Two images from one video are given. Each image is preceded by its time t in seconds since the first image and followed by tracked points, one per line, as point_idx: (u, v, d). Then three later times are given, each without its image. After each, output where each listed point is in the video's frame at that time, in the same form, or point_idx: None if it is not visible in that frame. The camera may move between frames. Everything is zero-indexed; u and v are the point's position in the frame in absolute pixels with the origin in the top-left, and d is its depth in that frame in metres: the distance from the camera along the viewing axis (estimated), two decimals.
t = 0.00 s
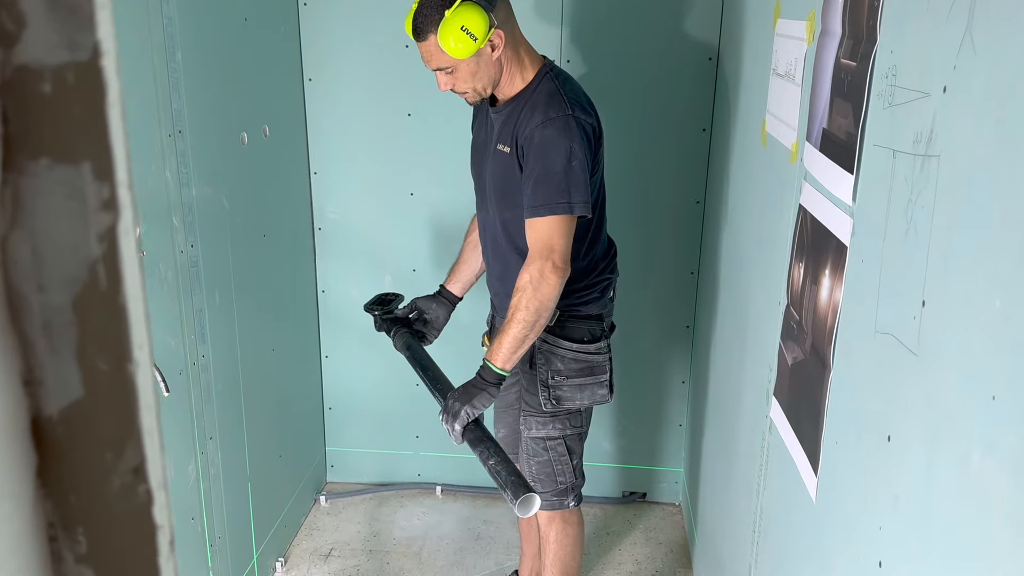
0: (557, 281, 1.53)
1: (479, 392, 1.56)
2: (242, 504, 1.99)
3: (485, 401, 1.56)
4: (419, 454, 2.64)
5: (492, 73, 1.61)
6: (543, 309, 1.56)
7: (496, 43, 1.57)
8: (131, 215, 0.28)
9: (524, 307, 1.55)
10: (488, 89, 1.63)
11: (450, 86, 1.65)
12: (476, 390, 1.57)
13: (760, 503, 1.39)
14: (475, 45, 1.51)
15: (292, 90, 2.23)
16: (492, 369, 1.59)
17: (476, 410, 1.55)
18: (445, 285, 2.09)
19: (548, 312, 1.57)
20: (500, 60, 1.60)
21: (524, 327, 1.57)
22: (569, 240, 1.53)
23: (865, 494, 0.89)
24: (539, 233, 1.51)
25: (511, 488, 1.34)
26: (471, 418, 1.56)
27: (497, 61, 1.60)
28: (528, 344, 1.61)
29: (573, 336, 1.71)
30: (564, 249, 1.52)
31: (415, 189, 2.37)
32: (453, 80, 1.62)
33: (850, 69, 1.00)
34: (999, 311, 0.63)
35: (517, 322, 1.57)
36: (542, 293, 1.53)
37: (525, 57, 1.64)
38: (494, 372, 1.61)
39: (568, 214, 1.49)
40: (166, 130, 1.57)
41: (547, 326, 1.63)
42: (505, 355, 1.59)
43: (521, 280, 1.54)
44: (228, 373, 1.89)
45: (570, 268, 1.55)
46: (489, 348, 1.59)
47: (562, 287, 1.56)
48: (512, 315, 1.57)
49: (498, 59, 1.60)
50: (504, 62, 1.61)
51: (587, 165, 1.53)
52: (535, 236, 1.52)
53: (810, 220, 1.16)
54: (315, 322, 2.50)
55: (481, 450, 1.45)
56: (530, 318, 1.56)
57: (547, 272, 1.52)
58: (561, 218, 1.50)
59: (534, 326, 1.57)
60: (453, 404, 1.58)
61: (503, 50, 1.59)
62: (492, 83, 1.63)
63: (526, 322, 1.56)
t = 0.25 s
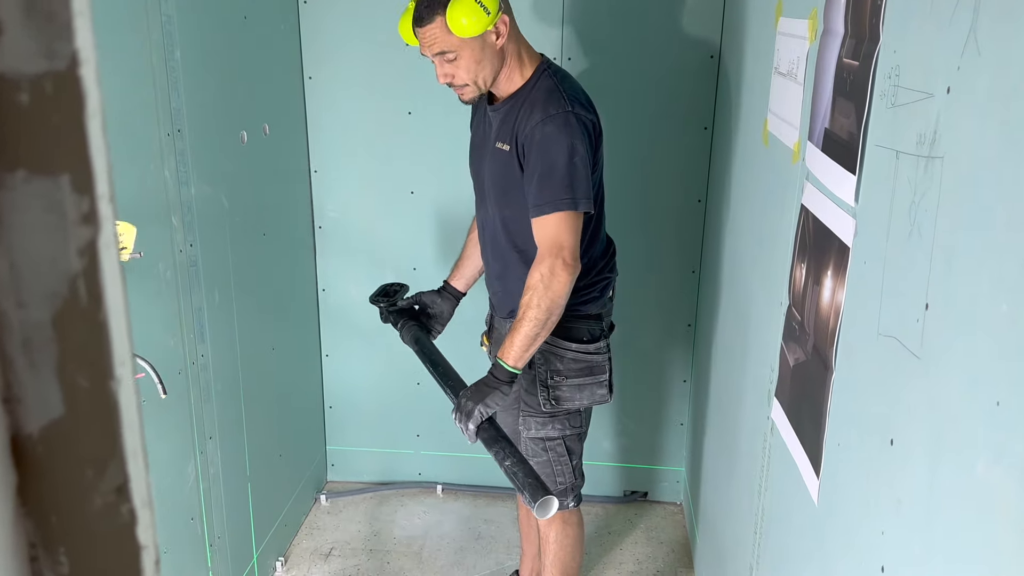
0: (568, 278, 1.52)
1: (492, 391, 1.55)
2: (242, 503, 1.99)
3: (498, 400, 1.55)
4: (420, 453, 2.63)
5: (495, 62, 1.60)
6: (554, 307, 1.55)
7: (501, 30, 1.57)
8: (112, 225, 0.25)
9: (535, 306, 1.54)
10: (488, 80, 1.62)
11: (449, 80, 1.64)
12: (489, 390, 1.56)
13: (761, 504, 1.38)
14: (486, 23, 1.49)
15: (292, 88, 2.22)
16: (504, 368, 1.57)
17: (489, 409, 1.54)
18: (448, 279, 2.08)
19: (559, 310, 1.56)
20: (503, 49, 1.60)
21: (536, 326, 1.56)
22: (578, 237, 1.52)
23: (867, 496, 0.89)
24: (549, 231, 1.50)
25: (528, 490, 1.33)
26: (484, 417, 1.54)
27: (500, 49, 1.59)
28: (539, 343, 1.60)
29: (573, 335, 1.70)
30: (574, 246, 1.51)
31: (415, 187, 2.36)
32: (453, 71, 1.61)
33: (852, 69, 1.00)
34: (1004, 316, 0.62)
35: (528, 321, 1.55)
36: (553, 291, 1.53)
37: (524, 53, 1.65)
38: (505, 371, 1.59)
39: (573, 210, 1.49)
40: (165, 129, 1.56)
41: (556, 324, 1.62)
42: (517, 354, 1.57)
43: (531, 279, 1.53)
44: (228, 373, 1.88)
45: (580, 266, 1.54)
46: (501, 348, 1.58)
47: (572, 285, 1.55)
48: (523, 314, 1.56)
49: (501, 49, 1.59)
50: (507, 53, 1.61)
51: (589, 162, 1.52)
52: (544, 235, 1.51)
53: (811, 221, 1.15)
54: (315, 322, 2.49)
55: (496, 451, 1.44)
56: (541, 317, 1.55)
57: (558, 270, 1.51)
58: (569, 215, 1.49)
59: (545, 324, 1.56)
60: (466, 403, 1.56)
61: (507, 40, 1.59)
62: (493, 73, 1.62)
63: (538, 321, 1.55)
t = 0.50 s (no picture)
0: (573, 273, 1.52)
1: (491, 381, 1.52)
2: (241, 504, 1.98)
3: (496, 389, 1.52)
4: (420, 453, 2.62)
5: (510, 41, 1.61)
6: (557, 301, 1.54)
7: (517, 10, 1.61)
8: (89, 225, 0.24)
9: (538, 299, 1.53)
10: (503, 59, 1.61)
11: (460, 62, 1.62)
12: (488, 379, 1.53)
13: (763, 506, 1.37)
14: None
15: (291, 88, 2.21)
16: (503, 359, 1.55)
17: (487, 399, 1.51)
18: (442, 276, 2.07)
19: (562, 304, 1.55)
20: (516, 31, 1.63)
21: (537, 318, 1.55)
22: (583, 232, 1.52)
23: (870, 500, 0.88)
24: (554, 224, 1.49)
25: (527, 478, 1.29)
26: (481, 407, 1.50)
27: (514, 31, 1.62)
28: (539, 336, 1.59)
29: (573, 336, 1.69)
30: (579, 240, 1.50)
31: (415, 187, 2.35)
32: (467, 49, 1.60)
33: (855, 67, 0.98)
34: (1011, 317, 0.61)
35: (530, 314, 1.54)
36: (557, 284, 1.52)
37: (527, 46, 1.66)
38: (504, 362, 1.57)
39: (579, 201, 1.48)
40: (162, 128, 1.55)
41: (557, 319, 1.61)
42: (517, 346, 1.56)
43: (535, 272, 1.53)
44: (227, 374, 1.87)
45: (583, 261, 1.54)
46: (501, 340, 1.56)
47: (575, 280, 1.55)
48: (525, 307, 1.55)
49: (514, 32, 1.62)
50: (518, 38, 1.63)
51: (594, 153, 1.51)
52: (549, 228, 1.50)
53: (813, 221, 1.14)
54: (315, 322, 2.48)
55: (495, 440, 1.41)
56: (544, 309, 1.54)
57: (562, 264, 1.51)
58: (574, 206, 1.48)
59: (548, 317, 1.55)
60: (464, 392, 1.53)
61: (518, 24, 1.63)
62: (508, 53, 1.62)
63: (540, 313, 1.54)
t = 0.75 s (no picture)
0: (573, 272, 1.51)
1: (486, 377, 1.52)
2: (240, 509, 1.97)
3: (492, 386, 1.52)
4: (420, 457, 2.61)
5: (518, 37, 1.62)
6: (557, 300, 1.53)
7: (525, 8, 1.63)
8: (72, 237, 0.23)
9: (537, 297, 1.52)
10: (511, 55, 1.62)
11: (468, 55, 1.62)
12: (485, 376, 1.52)
13: (765, 511, 1.36)
14: None
15: (290, 90, 2.21)
16: (500, 356, 1.55)
17: (482, 396, 1.50)
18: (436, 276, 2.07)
19: (561, 303, 1.54)
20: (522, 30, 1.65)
21: (536, 316, 1.54)
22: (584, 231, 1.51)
23: (874, 508, 0.87)
24: (555, 223, 1.48)
25: (524, 473, 1.30)
26: (477, 404, 1.50)
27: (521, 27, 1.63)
28: (537, 335, 1.57)
29: (570, 340, 1.68)
30: (580, 240, 1.49)
31: (415, 190, 2.34)
32: (478, 41, 1.60)
33: (858, 69, 0.97)
34: (1018, 325, 0.60)
35: (529, 312, 1.53)
36: (556, 283, 1.51)
37: (532, 47, 1.67)
38: (501, 359, 1.56)
39: (582, 199, 1.47)
40: (160, 131, 1.54)
41: (555, 319, 1.60)
42: (514, 343, 1.55)
43: (535, 269, 1.52)
44: (225, 378, 1.86)
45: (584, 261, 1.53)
46: (499, 337, 1.55)
47: (575, 279, 1.53)
48: (524, 305, 1.54)
49: (521, 29, 1.64)
50: (526, 35, 1.64)
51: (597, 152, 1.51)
52: (550, 227, 1.49)
53: (815, 225, 1.13)
54: (314, 325, 2.47)
55: (490, 436, 1.41)
56: (543, 307, 1.53)
57: (562, 262, 1.50)
58: (577, 204, 1.48)
59: (546, 316, 1.54)
60: (459, 389, 1.52)
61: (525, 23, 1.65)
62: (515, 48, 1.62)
63: (538, 311, 1.53)
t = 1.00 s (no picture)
0: (581, 275, 1.49)
1: (486, 376, 1.47)
2: (236, 518, 1.96)
3: (491, 386, 1.47)
4: (418, 464, 2.60)
5: (517, 42, 1.62)
6: (561, 303, 1.51)
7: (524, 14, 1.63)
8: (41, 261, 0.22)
9: (541, 298, 1.49)
10: (510, 60, 1.61)
11: (467, 60, 1.61)
12: (484, 374, 1.48)
13: (765, 521, 1.35)
14: None
15: (288, 97, 2.20)
16: (502, 356, 1.50)
17: (480, 395, 1.45)
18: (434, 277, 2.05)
19: (565, 306, 1.51)
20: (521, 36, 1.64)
21: (539, 318, 1.50)
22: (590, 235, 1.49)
23: (874, 520, 0.86)
24: (561, 225, 1.47)
25: (521, 473, 1.25)
26: (474, 403, 1.44)
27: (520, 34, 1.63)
28: (538, 339, 1.54)
29: (567, 347, 1.67)
30: (587, 243, 1.48)
31: (413, 196, 2.34)
32: (478, 45, 1.59)
33: (856, 76, 0.97)
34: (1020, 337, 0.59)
35: (533, 313, 1.50)
36: (562, 285, 1.48)
37: (530, 53, 1.66)
38: (501, 359, 1.51)
39: (586, 203, 1.46)
40: (156, 137, 1.54)
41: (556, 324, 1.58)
42: (516, 343, 1.51)
43: (541, 271, 1.49)
44: (222, 386, 1.85)
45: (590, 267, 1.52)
46: (501, 337, 1.51)
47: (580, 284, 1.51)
48: (527, 306, 1.51)
49: (520, 36, 1.63)
50: (524, 42, 1.64)
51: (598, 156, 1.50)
52: (557, 229, 1.48)
53: (814, 233, 1.12)
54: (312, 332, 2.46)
55: (487, 435, 1.36)
56: (547, 309, 1.50)
57: (569, 265, 1.48)
58: (582, 207, 1.46)
59: (550, 318, 1.50)
60: (456, 386, 1.47)
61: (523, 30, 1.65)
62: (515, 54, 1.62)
63: (542, 313, 1.50)
